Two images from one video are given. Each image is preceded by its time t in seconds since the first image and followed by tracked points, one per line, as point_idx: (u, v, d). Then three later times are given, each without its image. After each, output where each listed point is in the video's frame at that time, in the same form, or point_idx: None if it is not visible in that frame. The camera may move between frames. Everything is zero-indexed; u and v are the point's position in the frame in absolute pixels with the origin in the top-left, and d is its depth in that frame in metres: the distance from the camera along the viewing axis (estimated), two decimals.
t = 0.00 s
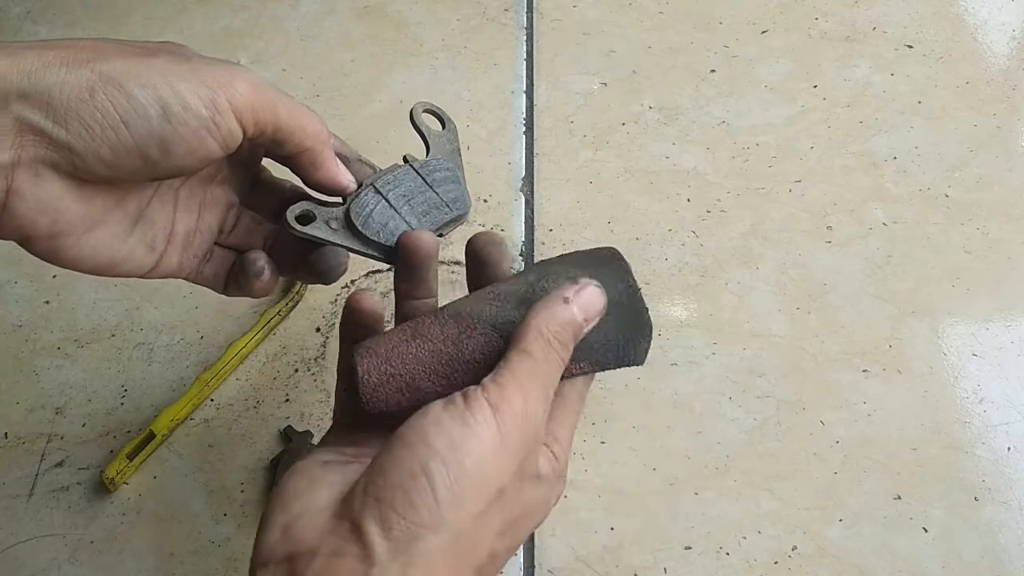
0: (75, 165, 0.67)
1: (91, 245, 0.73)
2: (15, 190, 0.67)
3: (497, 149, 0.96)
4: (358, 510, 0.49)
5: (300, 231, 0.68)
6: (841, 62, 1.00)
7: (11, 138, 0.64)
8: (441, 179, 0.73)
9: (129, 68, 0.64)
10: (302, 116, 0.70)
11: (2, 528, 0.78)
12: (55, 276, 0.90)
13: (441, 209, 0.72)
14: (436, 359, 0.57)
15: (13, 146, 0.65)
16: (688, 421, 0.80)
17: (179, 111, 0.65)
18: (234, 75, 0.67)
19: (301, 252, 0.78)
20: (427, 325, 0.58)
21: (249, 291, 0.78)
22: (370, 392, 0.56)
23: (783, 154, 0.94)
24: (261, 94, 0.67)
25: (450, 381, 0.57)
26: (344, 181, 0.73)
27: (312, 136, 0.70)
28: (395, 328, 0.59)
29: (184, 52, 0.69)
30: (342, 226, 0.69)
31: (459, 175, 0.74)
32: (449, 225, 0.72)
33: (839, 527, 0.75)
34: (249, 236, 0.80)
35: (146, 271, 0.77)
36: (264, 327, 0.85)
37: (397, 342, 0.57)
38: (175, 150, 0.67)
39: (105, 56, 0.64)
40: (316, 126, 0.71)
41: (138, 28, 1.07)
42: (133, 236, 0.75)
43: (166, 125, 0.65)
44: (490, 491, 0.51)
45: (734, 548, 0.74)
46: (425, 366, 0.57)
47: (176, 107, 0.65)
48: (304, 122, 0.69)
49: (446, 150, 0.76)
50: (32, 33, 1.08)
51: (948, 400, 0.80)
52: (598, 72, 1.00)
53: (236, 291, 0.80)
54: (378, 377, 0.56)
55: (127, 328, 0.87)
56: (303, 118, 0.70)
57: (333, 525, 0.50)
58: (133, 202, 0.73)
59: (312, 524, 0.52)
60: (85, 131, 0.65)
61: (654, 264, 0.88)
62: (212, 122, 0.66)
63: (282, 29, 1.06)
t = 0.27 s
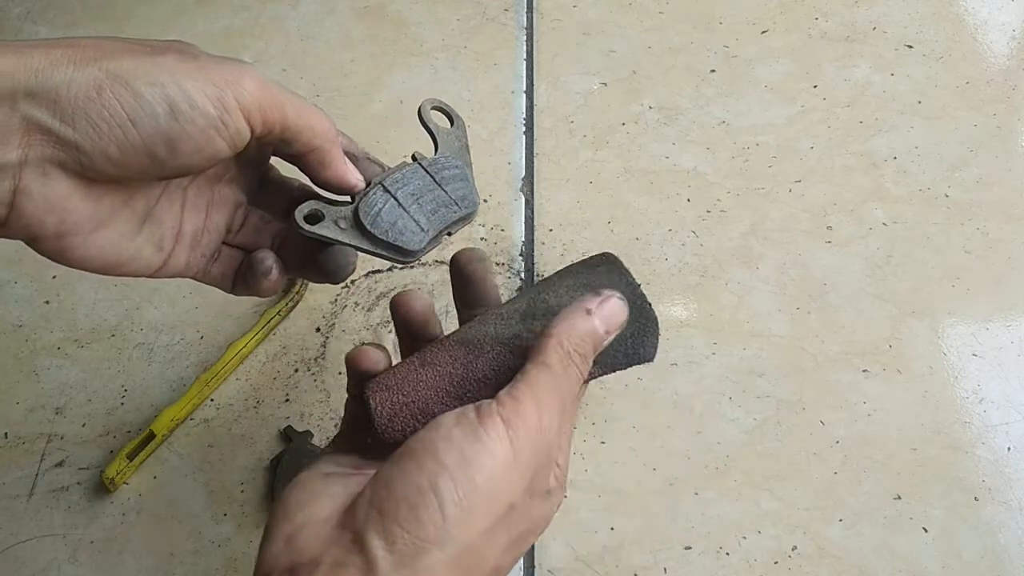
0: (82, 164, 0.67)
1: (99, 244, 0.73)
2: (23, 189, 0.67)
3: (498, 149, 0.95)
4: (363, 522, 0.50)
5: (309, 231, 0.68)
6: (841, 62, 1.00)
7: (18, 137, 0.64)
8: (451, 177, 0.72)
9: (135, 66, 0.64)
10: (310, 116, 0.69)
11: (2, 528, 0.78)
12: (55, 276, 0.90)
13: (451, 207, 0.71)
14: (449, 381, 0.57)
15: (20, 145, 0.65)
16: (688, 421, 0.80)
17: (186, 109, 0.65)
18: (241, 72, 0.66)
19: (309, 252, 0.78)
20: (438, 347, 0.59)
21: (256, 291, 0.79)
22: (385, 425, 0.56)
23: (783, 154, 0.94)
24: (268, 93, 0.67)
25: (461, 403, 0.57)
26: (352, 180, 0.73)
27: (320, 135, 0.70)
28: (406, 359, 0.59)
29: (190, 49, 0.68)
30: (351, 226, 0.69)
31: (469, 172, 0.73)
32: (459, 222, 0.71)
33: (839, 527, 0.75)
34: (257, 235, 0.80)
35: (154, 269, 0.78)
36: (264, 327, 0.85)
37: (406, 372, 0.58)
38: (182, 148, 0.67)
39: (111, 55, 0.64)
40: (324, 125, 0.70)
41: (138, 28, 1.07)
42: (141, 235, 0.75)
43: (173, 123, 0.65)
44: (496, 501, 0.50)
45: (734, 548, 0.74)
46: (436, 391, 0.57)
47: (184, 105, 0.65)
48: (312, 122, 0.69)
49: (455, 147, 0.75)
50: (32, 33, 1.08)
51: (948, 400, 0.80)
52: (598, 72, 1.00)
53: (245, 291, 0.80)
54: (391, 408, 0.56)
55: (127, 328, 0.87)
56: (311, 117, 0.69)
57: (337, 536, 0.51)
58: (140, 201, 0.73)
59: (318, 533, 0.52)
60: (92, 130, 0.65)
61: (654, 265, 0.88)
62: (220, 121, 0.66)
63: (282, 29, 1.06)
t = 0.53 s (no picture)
0: (86, 161, 0.67)
1: (104, 239, 0.73)
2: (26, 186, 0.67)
3: (498, 149, 0.95)
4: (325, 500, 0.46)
5: (311, 222, 0.68)
6: (841, 62, 1.00)
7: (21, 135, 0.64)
8: (459, 160, 0.71)
9: (136, 61, 0.64)
10: (317, 101, 0.69)
11: (3, 528, 0.78)
12: (55, 276, 0.90)
13: (456, 191, 0.70)
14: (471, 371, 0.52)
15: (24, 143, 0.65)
16: (689, 421, 0.80)
17: (188, 104, 0.65)
18: (242, 64, 0.66)
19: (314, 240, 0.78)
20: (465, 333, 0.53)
21: (261, 278, 0.79)
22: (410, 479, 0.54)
23: (783, 154, 0.94)
24: (273, 81, 0.67)
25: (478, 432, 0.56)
26: (358, 165, 0.73)
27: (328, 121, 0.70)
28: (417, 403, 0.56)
29: (191, 42, 0.68)
30: (354, 212, 0.69)
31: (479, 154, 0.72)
32: (465, 206, 0.71)
33: (838, 527, 0.75)
34: (263, 222, 0.80)
35: (159, 262, 0.77)
36: (265, 327, 0.85)
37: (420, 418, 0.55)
38: (186, 142, 0.67)
39: (112, 50, 0.64)
40: (331, 110, 0.70)
41: (138, 27, 1.07)
42: (146, 228, 0.75)
43: (176, 117, 0.65)
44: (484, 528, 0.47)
45: (734, 548, 0.74)
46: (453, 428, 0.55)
47: (186, 100, 0.65)
48: (320, 107, 0.69)
49: (465, 126, 0.74)
50: (32, 33, 1.08)
51: (948, 400, 0.80)
52: (598, 73, 1.00)
53: (251, 278, 0.80)
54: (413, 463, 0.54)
55: (127, 328, 0.87)
56: (319, 103, 0.69)
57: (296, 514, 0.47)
58: (144, 195, 0.73)
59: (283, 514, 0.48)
60: (95, 126, 0.65)
61: (654, 265, 0.88)
62: (223, 113, 0.66)
63: (282, 29, 1.06)
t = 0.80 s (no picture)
0: (110, 167, 0.67)
1: (125, 238, 0.73)
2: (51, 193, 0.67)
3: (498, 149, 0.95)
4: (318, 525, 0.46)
5: (306, 215, 0.66)
6: (841, 62, 1.00)
7: (45, 145, 0.64)
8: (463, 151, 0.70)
9: (158, 66, 0.64)
10: (331, 95, 0.69)
11: (2, 528, 0.78)
12: (55, 276, 0.90)
13: (459, 178, 0.68)
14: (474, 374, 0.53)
15: (48, 152, 0.64)
16: (689, 421, 0.80)
17: (210, 108, 0.65)
18: (260, 64, 0.66)
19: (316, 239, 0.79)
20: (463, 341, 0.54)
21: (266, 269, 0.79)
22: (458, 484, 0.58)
23: (783, 154, 0.94)
24: (289, 80, 0.67)
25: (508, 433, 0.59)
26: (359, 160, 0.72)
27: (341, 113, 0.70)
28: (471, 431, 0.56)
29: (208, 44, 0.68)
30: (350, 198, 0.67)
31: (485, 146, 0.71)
32: (469, 194, 0.68)
33: (838, 527, 0.75)
34: (274, 214, 0.81)
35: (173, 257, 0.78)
36: (265, 327, 0.85)
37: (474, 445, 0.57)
38: (208, 145, 0.67)
39: (132, 56, 0.64)
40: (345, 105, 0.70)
41: (138, 28, 1.07)
42: (160, 228, 0.75)
43: (198, 121, 0.65)
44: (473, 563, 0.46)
45: (734, 548, 0.74)
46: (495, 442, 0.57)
47: (208, 104, 0.65)
48: (333, 103, 0.69)
49: (471, 117, 0.72)
50: (33, 33, 1.08)
51: (948, 400, 0.80)
52: (598, 73, 1.00)
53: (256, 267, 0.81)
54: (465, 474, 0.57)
55: (127, 328, 0.87)
56: (332, 96, 0.69)
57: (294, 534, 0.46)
58: (160, 194, 0.74)
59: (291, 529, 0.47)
60: (119, 133, 0.64)
61: (654, 265, 0.88)
62: (242, 114, 0.66)
63: (282, 29, 1.06)
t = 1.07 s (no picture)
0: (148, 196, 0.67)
1: (159, 254, 0.75)
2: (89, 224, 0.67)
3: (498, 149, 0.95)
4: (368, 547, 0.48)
5: (293, 200, 0.65)
6: (841, 62, 1.00)
7: (86, 184, 0.63)
8: (471, 158, 0.67)
9: (193, 96, 0.62)
10: (347, 97, 0.68)
11: (3, 528, 0.77)
12: (55, 276, 0.90)
13: (460, 184, 0.65)
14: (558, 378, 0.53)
15: (88, 189, 0.64)
16: (689, 421, 0.80)
17: (247, 133, 0.65)
18: (286, 74, 0.65)
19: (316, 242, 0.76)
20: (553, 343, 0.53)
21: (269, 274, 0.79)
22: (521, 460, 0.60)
23: (783, 154, 0.94)
24: (313, 89, 0.66)
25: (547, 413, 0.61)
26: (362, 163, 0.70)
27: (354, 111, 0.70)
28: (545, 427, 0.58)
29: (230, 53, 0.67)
30: (341, 197, 0.65)
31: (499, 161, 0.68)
32: (467, 202, 0.65)
33: (838, 527, 0.75)
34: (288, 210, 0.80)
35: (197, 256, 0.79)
36: (265, 327, 0.85)
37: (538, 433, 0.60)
38: (244, 168, 0.68)
39: (167, 86, 0.62)
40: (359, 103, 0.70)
41: (138, 28, 1.07)
42: (188, 234, 0.76)
43: (234, 146, 0.65)
44: None
45: (734, 548, 0.74)
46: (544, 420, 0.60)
47: (244, 128, 0.65)
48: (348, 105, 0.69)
49: (488, 135, 0.70)
50: (32, 33, 1.08)
51: (948, 400, 0.80)
52: (598, 73, 1.00)
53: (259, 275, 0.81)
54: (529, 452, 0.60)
55: (127, 328, 0.87)
56: (349, 98, 0.68)
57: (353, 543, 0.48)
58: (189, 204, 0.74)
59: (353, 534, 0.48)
60: (161, 165, 0.64)
61: (654, 265, 0.88)
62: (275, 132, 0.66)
63: (282, 29, 1.06)
